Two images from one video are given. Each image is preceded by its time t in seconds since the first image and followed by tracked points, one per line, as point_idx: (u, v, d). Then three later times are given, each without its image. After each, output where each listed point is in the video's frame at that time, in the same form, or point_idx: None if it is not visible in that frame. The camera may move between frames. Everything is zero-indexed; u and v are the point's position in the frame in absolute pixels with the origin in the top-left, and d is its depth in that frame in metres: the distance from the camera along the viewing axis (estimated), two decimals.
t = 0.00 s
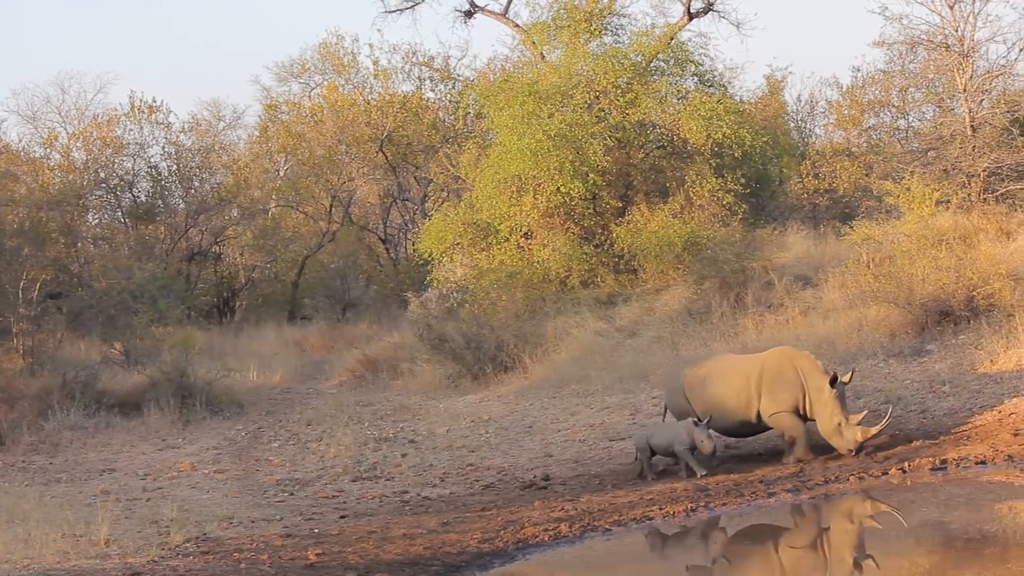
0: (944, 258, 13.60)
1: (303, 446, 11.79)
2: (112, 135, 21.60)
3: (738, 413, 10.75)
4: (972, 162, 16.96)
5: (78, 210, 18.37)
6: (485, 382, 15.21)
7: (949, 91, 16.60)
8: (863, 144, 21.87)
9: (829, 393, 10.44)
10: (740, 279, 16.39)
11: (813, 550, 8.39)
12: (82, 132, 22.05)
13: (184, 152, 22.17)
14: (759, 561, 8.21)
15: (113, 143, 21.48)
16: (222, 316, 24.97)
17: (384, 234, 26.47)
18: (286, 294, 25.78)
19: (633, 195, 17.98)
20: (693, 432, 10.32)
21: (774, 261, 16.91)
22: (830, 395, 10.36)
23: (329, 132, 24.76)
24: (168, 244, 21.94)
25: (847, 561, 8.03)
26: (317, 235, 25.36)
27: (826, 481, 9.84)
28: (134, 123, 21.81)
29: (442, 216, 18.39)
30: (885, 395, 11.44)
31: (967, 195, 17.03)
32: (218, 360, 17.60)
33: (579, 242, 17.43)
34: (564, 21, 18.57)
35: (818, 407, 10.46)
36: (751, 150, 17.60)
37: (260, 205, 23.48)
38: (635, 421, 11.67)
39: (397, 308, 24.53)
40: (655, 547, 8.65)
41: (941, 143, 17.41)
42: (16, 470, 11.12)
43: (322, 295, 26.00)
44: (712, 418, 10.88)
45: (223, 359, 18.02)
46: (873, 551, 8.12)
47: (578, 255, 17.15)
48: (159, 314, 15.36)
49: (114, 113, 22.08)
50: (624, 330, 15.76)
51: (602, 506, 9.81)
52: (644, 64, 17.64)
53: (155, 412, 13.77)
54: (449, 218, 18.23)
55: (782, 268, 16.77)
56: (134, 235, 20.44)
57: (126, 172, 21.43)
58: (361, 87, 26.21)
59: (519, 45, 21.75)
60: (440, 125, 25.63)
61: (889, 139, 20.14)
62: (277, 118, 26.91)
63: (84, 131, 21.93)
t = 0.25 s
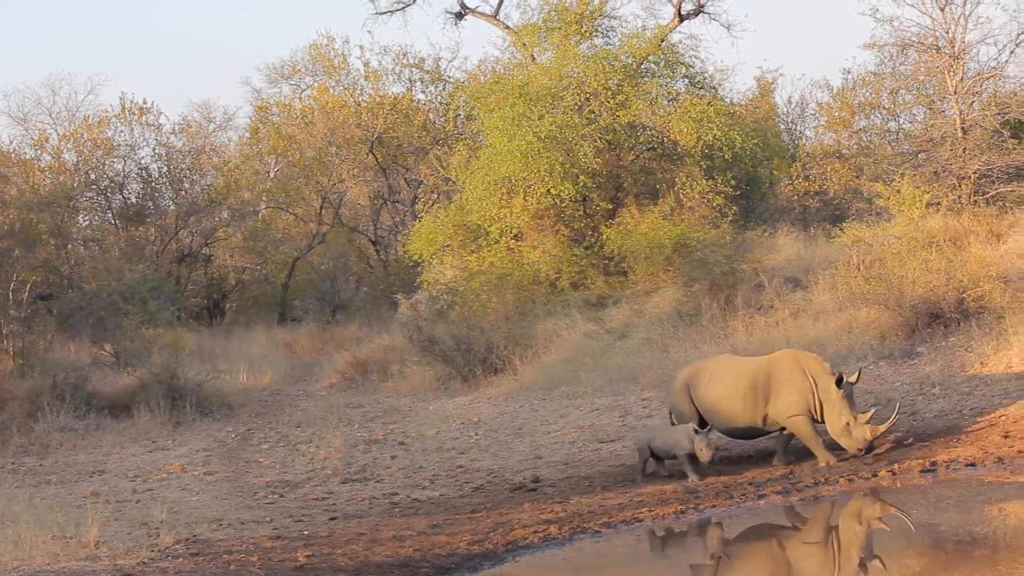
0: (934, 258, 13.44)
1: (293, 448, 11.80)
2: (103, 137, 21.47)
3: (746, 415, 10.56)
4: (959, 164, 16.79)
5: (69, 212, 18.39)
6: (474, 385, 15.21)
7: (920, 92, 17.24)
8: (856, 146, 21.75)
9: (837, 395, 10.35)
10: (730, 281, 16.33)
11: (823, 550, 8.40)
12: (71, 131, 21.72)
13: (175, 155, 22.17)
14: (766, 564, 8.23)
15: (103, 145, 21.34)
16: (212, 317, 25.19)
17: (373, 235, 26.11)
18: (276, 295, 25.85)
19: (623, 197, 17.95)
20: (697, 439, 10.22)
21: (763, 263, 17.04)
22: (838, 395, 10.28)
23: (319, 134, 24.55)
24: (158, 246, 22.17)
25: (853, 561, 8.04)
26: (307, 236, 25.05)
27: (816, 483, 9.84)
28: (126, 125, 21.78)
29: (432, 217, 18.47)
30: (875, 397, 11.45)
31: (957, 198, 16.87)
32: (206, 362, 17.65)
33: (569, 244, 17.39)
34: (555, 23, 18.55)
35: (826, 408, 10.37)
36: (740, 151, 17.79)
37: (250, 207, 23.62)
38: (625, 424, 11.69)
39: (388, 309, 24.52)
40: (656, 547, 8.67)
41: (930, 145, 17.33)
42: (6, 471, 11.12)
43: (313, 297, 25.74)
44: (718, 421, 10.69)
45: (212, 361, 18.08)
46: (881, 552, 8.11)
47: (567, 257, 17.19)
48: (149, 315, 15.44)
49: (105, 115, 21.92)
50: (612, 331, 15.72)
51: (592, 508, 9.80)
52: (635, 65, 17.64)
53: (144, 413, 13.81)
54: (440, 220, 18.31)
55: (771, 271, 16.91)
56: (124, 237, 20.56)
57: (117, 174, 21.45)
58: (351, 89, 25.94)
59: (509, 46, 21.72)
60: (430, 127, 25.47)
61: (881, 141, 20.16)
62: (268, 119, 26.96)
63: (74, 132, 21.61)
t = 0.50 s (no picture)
0: (900, 261, 13.71)
1: (260, 450, 11.81)
2: (70, 139, 21.83)
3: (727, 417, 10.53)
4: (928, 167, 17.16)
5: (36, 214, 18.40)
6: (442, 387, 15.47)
7: (883, 95, 18.33)
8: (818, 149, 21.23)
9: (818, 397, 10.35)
10: (696, 283, 16.70)
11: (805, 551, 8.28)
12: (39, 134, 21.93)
13: (141, 156, 22.88)
14: (747, 562, 8.14)
15: (70, 148, 21.66)
16: (178, 321, 25.11)
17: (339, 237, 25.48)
18: (244, 298, 25.87)
19: (591, 200, 17.82)
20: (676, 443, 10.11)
21: (730, 266, 17.17)
22: (819, 399, 10.27)
23: (286, 137, 24.45)
24: (126, 248, 22.64)
25: (835, 561, 7.92)
26: (273, 239, 24.78)
27: (783, 486, 9.81)
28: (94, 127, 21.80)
29: (398, 220, 18.06)
30: (841, 401, 11.47)
31: (924, 199, 16.95)
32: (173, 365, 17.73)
33: (536, 247, 17.34)
34: (522, 25, 18.20)
35: (807, 411, 10.36)
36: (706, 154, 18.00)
37: (217, 208, 24.15)
38: (591, 427, 11.74)
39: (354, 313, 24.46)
40: (635, 547, 8.62)
41: (897, 148, 17.78)
42: None
43: (279, 299, 25.95)
44: (699, 423, 10.66)
45: (180, 364, 18.17)
46: (863, 551, 8.00)
47: (535, 260, 17.13)
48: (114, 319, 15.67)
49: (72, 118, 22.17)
50: (580, 334, 16.03)
51: (558, 511, 9.76)
52: (602, 68, 17.66)
53: (110, 416, 13.79)
54: (407, 222, 17.94)
55: (738, 274, 17.05)
56: (90, 239, 20.98)
57: (83, 177, 21.75)
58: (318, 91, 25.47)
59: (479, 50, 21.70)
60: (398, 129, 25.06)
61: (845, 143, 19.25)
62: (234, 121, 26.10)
63: (41, 134, 21.83)
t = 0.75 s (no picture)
0: (860, 263, 14.16)
1: (217, 454, 11.82)
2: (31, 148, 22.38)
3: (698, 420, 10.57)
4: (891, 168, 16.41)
5: None
6: (399, 391, 16.16)
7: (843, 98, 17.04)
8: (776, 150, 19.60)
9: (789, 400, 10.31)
10: (654, 286, 16.92)
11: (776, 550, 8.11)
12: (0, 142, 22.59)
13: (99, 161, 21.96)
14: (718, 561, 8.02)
15: None
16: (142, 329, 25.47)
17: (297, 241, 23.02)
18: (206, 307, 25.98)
19: (550, 203, 16.86)
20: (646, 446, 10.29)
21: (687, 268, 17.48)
22: (790, 400, 10.25)
23: (246, 139, 22.62)
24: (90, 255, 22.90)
25: (806, 561, 7.71)
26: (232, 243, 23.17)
27: (740, 489, 9.70)
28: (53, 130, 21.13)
29: (357, 223, 17.06)
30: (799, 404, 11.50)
31: (881, 203, 16.08)
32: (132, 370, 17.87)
33: (495, 250, 16.45)
34: (482, 29, 16.67)
35: (778, 412, 10.31)
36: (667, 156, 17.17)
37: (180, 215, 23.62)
38: (547, 430, 11.84)
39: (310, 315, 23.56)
40: (607, 548, 8.54)
41: (856, 151, 16.82)
42: None
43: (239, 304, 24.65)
44: (674, 427, 10.72)
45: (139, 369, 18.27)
46: (835, 552, 7.78)
47: (493, 264, 16.34)
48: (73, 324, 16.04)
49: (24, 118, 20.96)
50: (538, 337, 16.27)
51: (515, 514, 9.67)
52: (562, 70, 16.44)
53: (67, 421, 13.45)
54: (364, 225, 16.92)
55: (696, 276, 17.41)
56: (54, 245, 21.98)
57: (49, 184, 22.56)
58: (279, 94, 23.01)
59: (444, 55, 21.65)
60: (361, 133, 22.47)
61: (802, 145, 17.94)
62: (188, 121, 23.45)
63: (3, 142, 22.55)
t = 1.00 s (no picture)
0: (781, 265, 14.62)
1: (143, 461, 11.87)
2: None
3: (639, 421, 10.44)
4: (807, 171, 17.18)
5: None
6: (325, 395, 15.75)
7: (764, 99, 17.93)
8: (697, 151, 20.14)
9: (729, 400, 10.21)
10: (579, 289, 16.86)
11: (720, 550, 8.03)
12: None
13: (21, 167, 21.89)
14: (662, 562, 7.88)
15: None
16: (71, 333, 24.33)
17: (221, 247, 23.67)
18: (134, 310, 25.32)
19: (472, 207, 17.48)
20: (586, 448, 10.18)
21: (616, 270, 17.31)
22: (732, 400, 10.17)
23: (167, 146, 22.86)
24: (4, 259, 21.28)
25: (749, 560, 7.63)
26: (154, 249, 23.12)
27: (667, 491, 9.69)
28: None
29: (280, 228, 17.78)
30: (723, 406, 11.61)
31: (804, 203, 17.13)
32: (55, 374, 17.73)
33: (418, 254, 16.98)
34: (402, 34, 17.46)
35: (719, 413, 10.21)
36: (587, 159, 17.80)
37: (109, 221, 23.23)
38: (473, 433, 11.94)
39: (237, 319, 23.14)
40: (545, 548, 8.45)
41: (778, 153, 17.67)
42: None
43: (161, 308, 24.14)
44: (616, 428, 10.59)
45: (61, 374, 18.00)
46: (778, 552, 7.70)
47: (416, 267, 16.78)
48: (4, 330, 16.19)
49: None
50: (463, 340, 16.01)
51: (441, 517, 9.62)
52: (482, 76, 17.27)
53: None
54: (288, 230, 17.63)
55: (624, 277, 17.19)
56: None
57: None
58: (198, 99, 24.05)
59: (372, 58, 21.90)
60: (281, 138, 23.49)
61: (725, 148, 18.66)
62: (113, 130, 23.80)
63: None
